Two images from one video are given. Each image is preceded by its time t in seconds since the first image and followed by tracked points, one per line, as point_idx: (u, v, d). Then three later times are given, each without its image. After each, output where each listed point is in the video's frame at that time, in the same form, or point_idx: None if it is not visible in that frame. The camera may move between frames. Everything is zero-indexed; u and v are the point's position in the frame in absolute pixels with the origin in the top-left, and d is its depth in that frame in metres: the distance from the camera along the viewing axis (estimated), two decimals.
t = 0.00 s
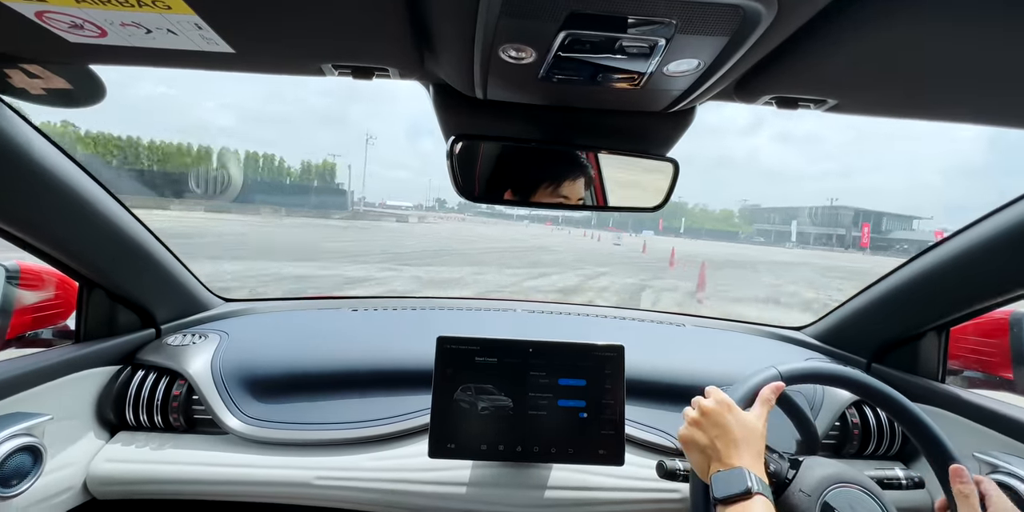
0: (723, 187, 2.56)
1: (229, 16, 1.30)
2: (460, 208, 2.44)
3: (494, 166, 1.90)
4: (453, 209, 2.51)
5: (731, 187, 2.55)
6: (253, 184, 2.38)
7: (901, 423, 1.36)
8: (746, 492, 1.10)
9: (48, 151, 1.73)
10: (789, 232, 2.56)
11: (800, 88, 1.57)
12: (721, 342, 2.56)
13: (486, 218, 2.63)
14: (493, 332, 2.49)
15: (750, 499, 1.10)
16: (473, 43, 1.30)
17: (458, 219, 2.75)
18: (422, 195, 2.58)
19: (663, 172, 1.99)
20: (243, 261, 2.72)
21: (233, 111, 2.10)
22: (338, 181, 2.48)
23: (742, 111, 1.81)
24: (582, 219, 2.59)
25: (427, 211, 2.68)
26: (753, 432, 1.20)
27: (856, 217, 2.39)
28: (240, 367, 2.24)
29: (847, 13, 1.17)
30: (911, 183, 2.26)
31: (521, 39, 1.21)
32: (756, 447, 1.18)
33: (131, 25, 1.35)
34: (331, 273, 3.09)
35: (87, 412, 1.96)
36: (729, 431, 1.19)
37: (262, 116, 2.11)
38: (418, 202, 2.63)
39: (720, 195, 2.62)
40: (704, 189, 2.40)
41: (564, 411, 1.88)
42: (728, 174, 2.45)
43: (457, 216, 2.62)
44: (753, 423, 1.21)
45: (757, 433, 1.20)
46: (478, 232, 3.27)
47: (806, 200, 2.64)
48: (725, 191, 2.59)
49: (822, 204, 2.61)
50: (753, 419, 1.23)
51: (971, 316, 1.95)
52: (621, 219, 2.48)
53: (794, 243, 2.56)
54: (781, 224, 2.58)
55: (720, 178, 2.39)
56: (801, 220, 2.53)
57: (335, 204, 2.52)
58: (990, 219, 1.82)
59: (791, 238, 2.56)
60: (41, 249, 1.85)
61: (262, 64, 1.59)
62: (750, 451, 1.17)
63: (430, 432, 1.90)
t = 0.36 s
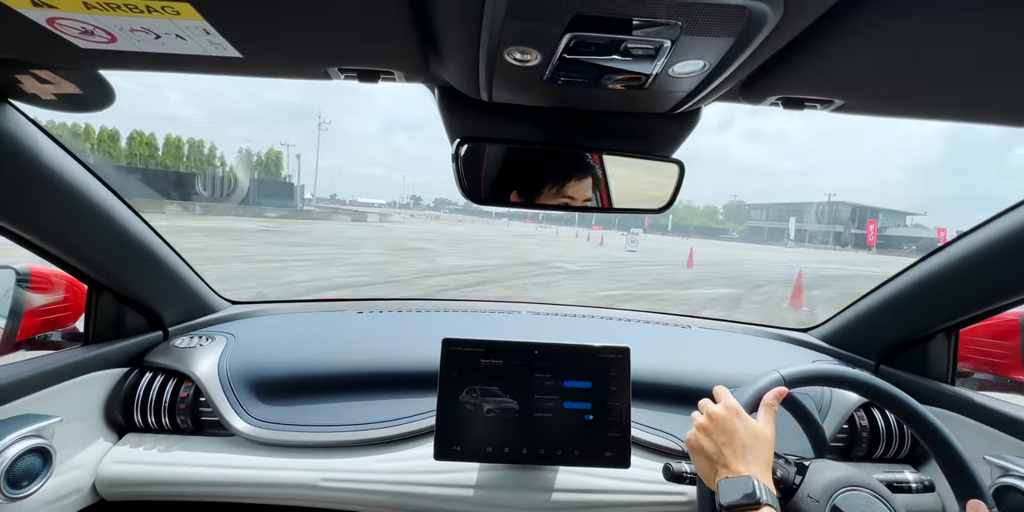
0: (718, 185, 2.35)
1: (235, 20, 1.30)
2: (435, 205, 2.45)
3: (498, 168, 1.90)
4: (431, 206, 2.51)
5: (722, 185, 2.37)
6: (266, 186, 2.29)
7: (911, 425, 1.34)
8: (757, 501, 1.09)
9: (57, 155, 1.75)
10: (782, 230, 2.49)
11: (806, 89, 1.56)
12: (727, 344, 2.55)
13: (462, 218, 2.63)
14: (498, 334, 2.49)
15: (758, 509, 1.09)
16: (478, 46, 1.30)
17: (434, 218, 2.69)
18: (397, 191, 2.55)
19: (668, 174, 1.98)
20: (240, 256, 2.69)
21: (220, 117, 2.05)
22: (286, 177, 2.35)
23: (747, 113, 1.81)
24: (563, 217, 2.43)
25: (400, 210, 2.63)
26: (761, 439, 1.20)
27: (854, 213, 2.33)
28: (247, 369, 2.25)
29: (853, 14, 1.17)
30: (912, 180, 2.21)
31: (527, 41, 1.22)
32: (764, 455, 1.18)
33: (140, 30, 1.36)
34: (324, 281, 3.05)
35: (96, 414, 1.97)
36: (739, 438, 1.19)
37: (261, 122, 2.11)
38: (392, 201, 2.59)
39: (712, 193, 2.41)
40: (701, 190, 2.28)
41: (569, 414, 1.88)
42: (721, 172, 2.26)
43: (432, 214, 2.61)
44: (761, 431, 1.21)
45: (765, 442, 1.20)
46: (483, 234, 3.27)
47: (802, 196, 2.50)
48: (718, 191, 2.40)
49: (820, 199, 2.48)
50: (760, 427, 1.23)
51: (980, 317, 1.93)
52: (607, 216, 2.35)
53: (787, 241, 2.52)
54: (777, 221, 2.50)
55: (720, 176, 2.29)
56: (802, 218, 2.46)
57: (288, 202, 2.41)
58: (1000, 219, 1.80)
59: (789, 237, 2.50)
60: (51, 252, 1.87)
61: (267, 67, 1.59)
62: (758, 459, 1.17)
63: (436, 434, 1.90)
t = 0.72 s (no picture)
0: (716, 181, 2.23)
1: (241, 13, 1.31)
2: (420, 202, 2.61)
3: (504, 162, 1.89)
4: (415, 204, 2.64)
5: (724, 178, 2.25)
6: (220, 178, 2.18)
7: (920, 421, 1.33)
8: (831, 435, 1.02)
9: (68, 149, 1.77)
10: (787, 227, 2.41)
11: (817, 81, 1.54)
12: (734, 339, 2.53)
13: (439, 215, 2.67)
14: (503, 328, 2.50)
15: (835, 442, 1.02)
16: (484, 39, 1.29)
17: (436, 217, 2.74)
18: (379, 188, 2.52)
19: (675, 168, 1.97)
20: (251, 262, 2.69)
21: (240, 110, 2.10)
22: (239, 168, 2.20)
23: (757, 105, 1.78)
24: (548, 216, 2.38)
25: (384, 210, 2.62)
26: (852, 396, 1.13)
27: (866, 209, 2.27)
28: (256, 361, 2.28)
29: (866, 4, 1.15)
30: (892, 181, 2.19)
31: (533, 33, 1.21)
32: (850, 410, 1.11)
33: (148, 24, 1.37)
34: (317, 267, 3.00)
35: (109, 404, 2.01)
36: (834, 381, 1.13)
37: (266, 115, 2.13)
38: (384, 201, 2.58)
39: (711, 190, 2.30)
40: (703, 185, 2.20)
41: (575, 408, 1.88)
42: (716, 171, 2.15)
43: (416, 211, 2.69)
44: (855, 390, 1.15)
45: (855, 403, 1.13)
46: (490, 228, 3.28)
47: (813, 192, 2.38)
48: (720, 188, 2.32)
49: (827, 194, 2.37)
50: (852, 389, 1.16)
51: (993, 313, 1.90)
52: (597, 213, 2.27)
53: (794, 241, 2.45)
54: (782, 218, 2.42)
55: (728, 172, 2.23)
56: (813, 215, 2.36)
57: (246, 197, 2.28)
58: (1015, 214, 1.77)
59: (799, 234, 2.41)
60: (64, 245, 1.90)
61: (273, 61, 1.60)
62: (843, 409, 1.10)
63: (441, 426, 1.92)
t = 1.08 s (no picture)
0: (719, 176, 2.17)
1: (249, 17, 1.32)
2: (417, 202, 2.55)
3: (509, 166, 1.90)
4: (411, 203, 2.58)
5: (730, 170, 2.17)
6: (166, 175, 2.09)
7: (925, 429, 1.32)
8: (734, 429, 1.03)
9: (77, 150, 1.78)
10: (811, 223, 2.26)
11: (822, 87, 1.53)
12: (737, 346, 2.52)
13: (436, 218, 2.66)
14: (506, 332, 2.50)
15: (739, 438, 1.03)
16: (489, 43, 1.30)
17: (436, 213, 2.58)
18: (373, 188, 2.52)
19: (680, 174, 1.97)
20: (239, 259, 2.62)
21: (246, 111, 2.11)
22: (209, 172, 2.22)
23: (762, 111, 1.78)
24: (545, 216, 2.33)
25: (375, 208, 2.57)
26: (764, 389, 1.16)
27: (899, 202, 2.14)
28: (260, 363, 2.29)
29: (871, 11, 1.15)
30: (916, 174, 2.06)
31: (538, 39, 1.22)
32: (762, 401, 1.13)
33: (158, 28, 1.38)
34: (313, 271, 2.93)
35: (114, 405, 2.02)
36: (735, 385, 1.18)
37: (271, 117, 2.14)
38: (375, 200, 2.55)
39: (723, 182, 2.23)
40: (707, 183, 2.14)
41: (578, 413, 1.87)
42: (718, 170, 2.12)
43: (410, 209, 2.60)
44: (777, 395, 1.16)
45: (771, 394, 1.15)
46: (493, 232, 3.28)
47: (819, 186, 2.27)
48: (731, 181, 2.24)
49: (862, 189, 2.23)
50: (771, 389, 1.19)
51: (1000, 321, 1.89)
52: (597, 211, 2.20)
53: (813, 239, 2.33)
54: (804, 213, 2.29)
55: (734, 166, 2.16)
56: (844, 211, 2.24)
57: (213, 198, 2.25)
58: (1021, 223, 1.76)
59: (831, 233, 2.26)
60: (71, 246, 1.91)
61: (280, 64, 1.61)
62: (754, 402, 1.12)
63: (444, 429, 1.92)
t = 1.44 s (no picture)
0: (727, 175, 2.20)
1: (247, 21, 1.32)
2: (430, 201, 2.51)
3: (506, 169, 1.90)
4: (420, 203, 2.60)
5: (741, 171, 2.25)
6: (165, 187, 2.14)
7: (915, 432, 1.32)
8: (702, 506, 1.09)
9: (72, 153, 1.78)
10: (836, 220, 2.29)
11: (817, 93, 1.54)
12: (734, 350, 2.53)
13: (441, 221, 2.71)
14: (502, 336, 2.50)
15: None
16: (486, 48, 1.30)
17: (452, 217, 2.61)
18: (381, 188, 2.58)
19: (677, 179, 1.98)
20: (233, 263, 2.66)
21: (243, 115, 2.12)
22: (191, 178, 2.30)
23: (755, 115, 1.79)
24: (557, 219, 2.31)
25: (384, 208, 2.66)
26: (725, 439, 1.22)
27: (961, 196, 1.99)
28: (254, 366, 2.28)
29: (864, 19, 1.16)
30: (979, 160, 1.93)
31: (534, 44, 1.22)
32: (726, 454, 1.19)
33: (155, 31, 1.38)
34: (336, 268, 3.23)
35: (106, 408, 2.00)
36: (701, 441, 1.24)
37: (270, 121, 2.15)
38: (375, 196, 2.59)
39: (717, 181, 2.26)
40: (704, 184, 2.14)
41: (573, 417, 1.87)
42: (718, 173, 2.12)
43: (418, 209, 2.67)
44: (734, 439, 1.22)
45: (733, 442, 1.21)
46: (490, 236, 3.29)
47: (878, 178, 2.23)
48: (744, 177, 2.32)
49: (922, 181, 2.07)
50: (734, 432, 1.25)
51: (994, 326, 1.89)
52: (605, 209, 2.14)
53: (830, 235, 2.39)
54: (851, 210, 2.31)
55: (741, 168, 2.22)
56: (902, 205, 2.18)
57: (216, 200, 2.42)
58: (1012, 229, 1.78)
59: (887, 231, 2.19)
60: (63, 247, 1.90)
61: (277, 68, 1.61)
62: (719, 457, 1.19)
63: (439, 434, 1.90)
